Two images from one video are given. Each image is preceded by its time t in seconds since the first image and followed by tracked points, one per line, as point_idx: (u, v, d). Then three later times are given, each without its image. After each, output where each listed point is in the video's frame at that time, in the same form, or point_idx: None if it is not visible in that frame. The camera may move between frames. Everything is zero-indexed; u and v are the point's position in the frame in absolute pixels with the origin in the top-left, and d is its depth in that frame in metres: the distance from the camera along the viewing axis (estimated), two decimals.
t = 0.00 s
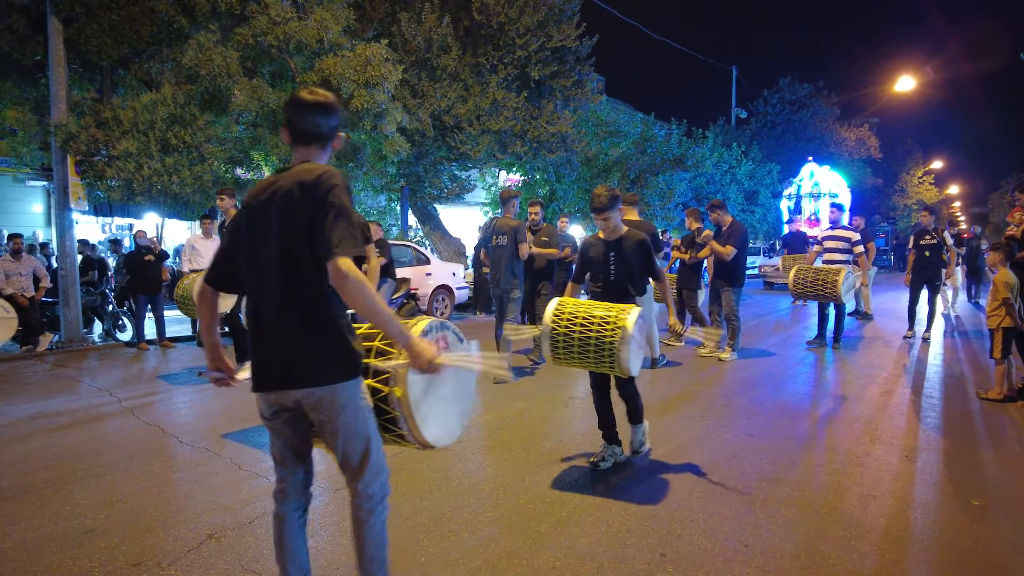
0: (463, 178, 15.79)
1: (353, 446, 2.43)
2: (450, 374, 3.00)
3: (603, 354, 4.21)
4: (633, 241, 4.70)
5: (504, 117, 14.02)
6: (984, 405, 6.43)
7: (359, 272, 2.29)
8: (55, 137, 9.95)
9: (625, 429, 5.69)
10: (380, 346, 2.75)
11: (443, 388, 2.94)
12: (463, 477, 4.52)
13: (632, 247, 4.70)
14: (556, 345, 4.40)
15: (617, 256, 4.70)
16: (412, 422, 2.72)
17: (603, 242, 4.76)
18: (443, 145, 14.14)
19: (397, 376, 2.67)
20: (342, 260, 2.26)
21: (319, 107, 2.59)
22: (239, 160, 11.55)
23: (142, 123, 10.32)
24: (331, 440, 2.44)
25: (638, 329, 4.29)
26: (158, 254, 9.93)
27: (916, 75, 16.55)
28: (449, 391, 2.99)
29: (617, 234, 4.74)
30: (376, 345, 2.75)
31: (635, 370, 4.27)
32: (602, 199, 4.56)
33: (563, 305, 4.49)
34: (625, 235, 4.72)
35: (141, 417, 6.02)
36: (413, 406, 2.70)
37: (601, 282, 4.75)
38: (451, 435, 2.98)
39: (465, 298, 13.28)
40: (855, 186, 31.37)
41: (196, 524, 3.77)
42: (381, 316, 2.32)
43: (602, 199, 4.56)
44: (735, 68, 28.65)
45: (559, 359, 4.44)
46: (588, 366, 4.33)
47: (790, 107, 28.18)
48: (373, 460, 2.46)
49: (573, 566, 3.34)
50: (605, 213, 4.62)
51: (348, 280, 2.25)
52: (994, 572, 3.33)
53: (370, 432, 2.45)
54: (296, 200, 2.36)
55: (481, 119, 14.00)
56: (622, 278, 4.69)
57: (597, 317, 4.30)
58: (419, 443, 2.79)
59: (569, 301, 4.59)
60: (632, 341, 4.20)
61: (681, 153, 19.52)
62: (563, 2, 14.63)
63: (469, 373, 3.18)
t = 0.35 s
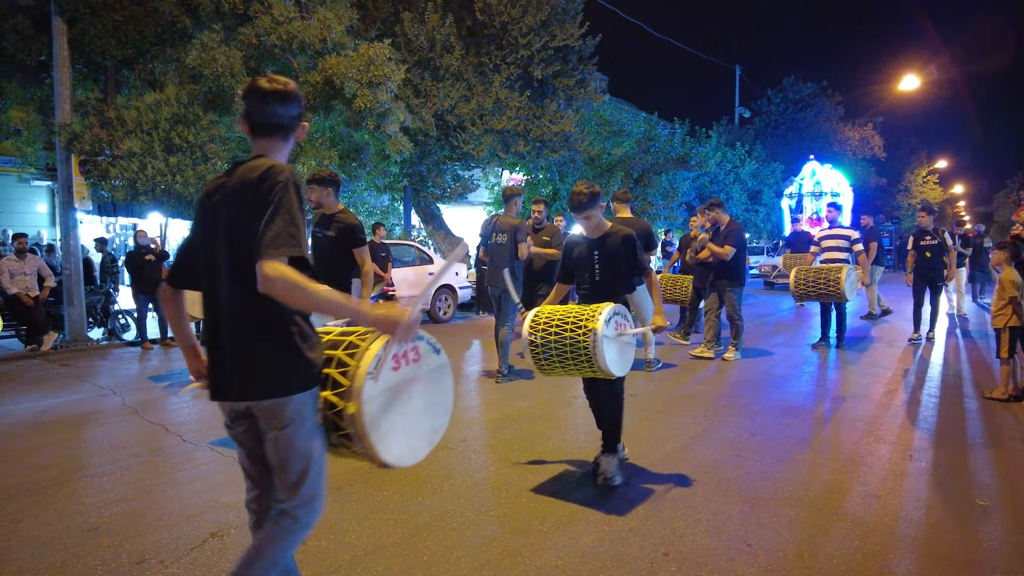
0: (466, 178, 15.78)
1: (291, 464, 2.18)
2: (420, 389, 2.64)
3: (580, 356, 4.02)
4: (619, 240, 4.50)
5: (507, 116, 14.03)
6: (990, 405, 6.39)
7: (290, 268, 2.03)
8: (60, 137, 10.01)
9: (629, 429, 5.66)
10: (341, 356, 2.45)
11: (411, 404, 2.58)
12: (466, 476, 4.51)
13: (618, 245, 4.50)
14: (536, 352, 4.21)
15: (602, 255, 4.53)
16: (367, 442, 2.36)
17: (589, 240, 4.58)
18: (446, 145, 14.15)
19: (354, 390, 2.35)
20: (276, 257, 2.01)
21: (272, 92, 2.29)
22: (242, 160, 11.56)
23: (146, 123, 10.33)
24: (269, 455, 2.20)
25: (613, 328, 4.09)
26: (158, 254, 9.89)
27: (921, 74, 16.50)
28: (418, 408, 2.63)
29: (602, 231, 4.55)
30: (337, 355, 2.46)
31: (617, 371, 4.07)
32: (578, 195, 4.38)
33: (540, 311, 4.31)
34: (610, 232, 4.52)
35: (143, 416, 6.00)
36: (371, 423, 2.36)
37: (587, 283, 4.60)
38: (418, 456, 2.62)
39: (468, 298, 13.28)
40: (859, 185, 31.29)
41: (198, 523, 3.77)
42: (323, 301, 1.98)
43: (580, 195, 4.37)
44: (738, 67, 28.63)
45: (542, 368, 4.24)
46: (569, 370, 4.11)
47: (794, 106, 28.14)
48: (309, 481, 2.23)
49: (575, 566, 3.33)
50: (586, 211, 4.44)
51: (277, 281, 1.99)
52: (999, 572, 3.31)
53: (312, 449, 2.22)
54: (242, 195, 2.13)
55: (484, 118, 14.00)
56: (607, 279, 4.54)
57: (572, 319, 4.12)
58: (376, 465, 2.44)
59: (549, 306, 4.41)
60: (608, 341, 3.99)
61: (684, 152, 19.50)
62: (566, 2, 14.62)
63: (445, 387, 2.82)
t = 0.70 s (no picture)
0: (470, 178, 15.77)
1: (185, 495, 2.09)
2: (350, 414, 2.40)
3: (559, 364, 3.85)
4: (608, 242, 4.39)
5: (511, 116, 14.05)
6: (995, 406, 6.37)
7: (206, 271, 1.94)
8: (66, 137, 10.10)
9: (631, 429, 5.65)
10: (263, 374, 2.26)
11: (336, 432, 2.36)
12: (469, 476, 4.51)
13: (606, 248, 4.39)
14: (511, 354, 4.05)
15: (589, 257, 4.43)
16: (276, 478, 2.18)
17: (579, 239, 4.47)
18: (450, 145, 14.18)
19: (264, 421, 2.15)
20: (190, 258, 1.92)
21: (228, 90, 2.25)
22: (247, 160, 11.57)
23: (151, 123, 10.37)
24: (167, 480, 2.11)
25: (597, 335, 3.91)
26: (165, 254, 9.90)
27: (926, 73, 16.46)
28: (348, 435, 2.41)
29: (592, 231, 4.43)
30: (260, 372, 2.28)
31: (596, 382, 3.90)
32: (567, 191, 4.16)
33: (520, 312, 4.14)
34: (599, 233, 4.41)
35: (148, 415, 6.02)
36: (283, 457, 2.18)
37: (571, 284, 4.52)
38: (345, 488, 2.41)
39: (472, 298, 13.29)
40: (864, 185, 31.20)
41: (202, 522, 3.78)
42: (244, 314, 1.93)
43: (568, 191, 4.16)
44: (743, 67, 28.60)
45: (516, 370, 4.08)
46: (545, 376, 3.96)
47: (798, 106, 28.09)
48: (199, 515, 2.12)
49: (578, 566, 3.33)
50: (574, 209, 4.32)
51: (191, 280, 1.89)
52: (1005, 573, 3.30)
53: (209, 479, 2.12)
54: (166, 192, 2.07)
55: (487, 118, 14.02)
56: (590, 282, 4.44)
57: (552, 323, 3.95)
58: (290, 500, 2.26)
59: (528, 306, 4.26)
60: (589, 349, 3.83)
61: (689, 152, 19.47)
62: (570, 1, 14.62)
63: (387, 409, 2.57)
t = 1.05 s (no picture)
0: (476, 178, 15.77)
1: (138, 501, 2.03)
2: (299, 428, 2.37)
3: (537, 372, 3.79)
4: (593, 239, 4.13)
5: (517, 116, 14.03)
6: (1005, 407, 6.32)
7: (156, 278, 1.90)
8: (74, 137, 10.07)
9: (638, 428, 5.65)
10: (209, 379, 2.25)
11: (283, 445, 2.32)
12: (473, 474, 4.53)
13: (591, 245, 4.12)
14: (491, 359, 4.02)
15: (572, 255, 4.13)
16: (218, 486, 2.16)
17: (562, 237, 4.19)
18: (456, 144, 14.19)
19: (208, 426, 2.13)
20: (141, 260, 1.88)
21: (165, 67, 2.15)
22: (253, 160, 11.57)
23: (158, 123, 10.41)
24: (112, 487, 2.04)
25: (579, 346, 3.81)
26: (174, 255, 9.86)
27: (934, 72, 16.36)
28: (295, 449, 2.37)
29: (575, 228, 4.18)
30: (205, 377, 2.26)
31: (576, 394, 3.81)
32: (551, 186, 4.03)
33: (505, 312, 4.11)
34: (583, 229, 4.15)
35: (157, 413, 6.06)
36: (225, 466, 2.15)
37: (554, 286, 4.21)
38: (287, 504, 2.37)
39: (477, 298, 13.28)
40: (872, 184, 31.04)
41: (211, 519, 3.80)
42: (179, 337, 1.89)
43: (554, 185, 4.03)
44: (749, 67, 28.52)
45: (496, 373, 4.05)
46: (524, 382, 3.90)
47: (805, 105, 27.99)
48: (156, 521, 2.06)
49: (584, 565, 3.33)
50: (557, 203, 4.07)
51: (135, 286, 1.85)
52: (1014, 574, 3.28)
53: (162, 484, 2.07)
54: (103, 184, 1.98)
55: (493, 118, 14.01)
56: (574, 283, 4.13)
57: (533, 329, 3.89)
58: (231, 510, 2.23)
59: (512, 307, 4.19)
60: (570, 360, 3.74)
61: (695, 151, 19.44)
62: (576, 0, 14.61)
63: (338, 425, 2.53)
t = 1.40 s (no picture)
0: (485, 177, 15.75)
1: (93, 509, 2.00)
2: (254, 417, 2.27)
3: (521, 371, 3.59)
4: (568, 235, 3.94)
5: (526, 115, 14.03)
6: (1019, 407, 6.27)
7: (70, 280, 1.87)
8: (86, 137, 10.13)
9: (649, 427, 5.65)
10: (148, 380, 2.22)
11: (239, 436, 2.22)
12: (484, 472, 4.54)
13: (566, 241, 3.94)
14: (471, 365, 3.80)
15: (549, 253, 3.96)
16: (175, 484, 2.07)
17: (535, 235, 3.99)
18: (464, 143, 14.18)
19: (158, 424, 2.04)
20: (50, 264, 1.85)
21: (71, 58, 2.08)
22: (263, 159, 11.55)
23: (169, 123, 10.47)
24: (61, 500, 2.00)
25: (561, 338, 3.65)
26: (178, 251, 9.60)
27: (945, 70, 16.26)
28: (252, 440, 2.27)
29: (548, 224, 3.98)
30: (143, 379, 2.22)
31: (563, 390, 3.65)
32: (521, 181, 3.82)
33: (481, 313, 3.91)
34: (557, 225, 3.96)
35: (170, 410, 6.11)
36: (182, 461, 2.07)
37: (531, 286, 4.05)
38: (251, 496, 2.29)
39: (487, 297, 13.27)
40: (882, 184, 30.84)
41: (224, 516, 3.82)
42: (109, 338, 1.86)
43: (524, 179, 3.82)
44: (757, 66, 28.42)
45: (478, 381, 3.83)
46: (510, 387, 3.70)
47: (814, 104, 27.88)
48: (118, 527, 2.03)
49: (597, 563, 3.33)
50: (527, 201, 3.86)
51: (46, 291, 1.82)
52: None
53: (115, 491, 2.04)
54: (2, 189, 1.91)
55: (502, 117, 14.01)
56: (553, 283, 3.99)
57: (512, 327, 3.69)
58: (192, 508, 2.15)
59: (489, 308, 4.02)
60: (553, 354, 3.56)
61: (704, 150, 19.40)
62: None
63: (296, 410, 2.45)
